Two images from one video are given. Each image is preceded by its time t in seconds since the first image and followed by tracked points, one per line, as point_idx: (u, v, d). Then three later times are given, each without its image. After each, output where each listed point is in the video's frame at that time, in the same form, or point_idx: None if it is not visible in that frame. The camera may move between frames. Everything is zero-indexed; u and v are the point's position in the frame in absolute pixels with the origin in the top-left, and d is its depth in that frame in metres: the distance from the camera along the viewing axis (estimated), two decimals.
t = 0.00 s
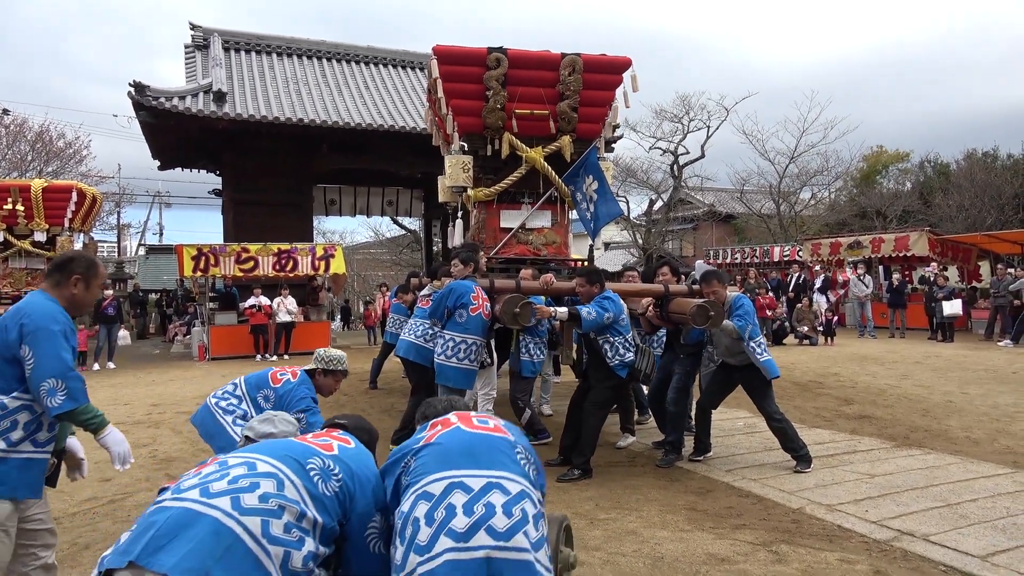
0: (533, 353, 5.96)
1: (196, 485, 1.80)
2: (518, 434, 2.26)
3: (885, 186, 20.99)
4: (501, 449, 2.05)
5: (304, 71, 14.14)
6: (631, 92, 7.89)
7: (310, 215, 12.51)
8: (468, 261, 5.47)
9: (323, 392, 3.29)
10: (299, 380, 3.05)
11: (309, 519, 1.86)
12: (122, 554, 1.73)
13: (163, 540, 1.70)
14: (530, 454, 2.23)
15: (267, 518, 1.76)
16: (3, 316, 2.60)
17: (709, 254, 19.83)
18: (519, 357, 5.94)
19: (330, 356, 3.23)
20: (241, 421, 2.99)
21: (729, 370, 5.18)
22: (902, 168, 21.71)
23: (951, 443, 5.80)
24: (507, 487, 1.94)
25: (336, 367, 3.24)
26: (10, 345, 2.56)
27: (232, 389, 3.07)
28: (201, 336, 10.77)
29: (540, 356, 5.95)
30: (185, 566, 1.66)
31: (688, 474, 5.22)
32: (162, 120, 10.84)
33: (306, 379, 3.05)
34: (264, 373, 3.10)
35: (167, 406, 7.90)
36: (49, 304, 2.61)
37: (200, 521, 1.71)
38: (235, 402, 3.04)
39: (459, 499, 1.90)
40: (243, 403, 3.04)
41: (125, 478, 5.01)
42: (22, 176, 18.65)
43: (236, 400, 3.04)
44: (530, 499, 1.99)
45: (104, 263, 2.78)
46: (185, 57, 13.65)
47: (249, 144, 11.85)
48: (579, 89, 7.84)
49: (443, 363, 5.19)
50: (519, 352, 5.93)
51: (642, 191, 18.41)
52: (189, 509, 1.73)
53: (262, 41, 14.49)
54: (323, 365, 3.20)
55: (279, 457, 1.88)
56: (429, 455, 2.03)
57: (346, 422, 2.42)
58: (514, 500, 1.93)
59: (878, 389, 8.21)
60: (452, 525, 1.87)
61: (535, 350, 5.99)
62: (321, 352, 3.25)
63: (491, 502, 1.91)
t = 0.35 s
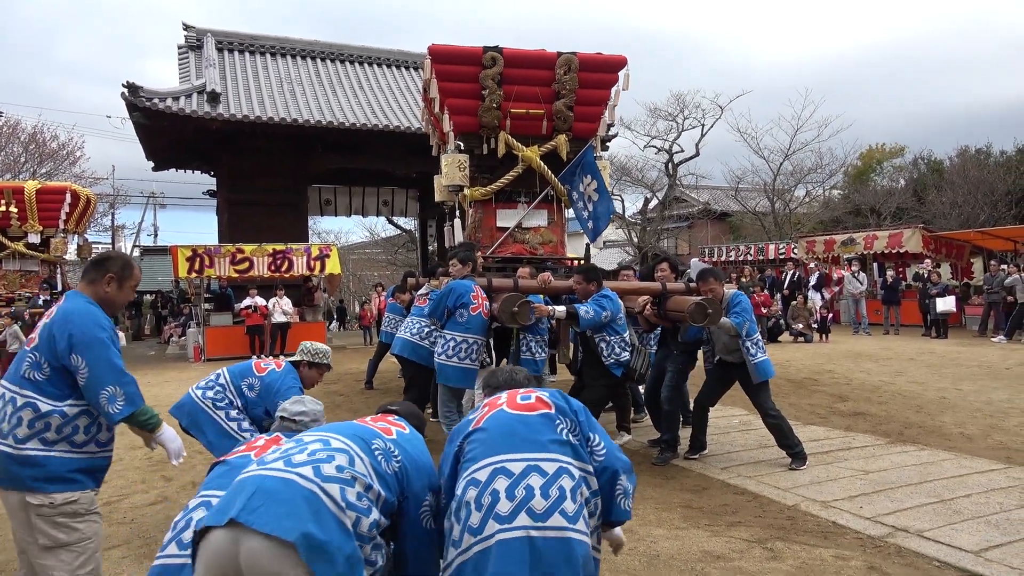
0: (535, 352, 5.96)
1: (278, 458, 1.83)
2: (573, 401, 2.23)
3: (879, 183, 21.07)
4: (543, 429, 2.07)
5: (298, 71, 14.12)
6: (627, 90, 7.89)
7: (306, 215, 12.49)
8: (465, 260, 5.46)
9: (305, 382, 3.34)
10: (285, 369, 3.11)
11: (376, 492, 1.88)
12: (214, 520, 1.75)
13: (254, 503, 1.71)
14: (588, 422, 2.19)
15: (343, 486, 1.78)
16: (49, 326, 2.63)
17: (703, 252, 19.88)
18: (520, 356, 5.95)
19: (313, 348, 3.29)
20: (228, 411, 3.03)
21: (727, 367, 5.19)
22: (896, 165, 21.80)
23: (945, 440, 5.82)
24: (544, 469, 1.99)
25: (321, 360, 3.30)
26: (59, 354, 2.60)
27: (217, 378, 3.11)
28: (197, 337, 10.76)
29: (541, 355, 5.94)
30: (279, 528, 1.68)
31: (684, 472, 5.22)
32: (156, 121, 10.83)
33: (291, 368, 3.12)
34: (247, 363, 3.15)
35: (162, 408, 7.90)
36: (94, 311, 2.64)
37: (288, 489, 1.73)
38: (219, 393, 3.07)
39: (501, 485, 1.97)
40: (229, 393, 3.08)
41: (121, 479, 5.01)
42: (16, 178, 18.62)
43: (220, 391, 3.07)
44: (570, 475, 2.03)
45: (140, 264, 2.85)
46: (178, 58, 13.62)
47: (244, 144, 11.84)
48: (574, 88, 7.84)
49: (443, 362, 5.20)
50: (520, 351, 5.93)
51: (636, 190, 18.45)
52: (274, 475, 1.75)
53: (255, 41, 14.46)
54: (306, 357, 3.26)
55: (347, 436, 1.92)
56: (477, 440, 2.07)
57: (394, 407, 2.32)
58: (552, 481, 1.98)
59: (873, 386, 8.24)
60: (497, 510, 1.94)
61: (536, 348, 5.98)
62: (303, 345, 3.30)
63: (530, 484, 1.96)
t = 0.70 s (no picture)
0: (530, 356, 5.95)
1: (348, 450, 2.02)
2: (577, 383, 2.47)
3: (873, 190, 21.16)
4: (551, 415, 2.31)
5: (294, 75, 14.12)
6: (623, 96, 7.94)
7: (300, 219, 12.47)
8: (462, 264, 5.47)
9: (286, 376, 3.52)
10: (268, 370, 3.31)
11: (434, 475, 2.14)
12: (303, 512, 1.92)
13: (341, 491, 1.90)
14: (581, 395, 2.42)
15: (414, 472, 2.02)
16: (106, 346, 2.63)
17: (698, 258, 19.90)
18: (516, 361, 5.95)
19: (295, 348, 3.40)
20: (214, 411, 3.22)
21: (722, 373, 5.18)
22: (889, 172, 21.93)
23: (938, 446, 5.84)
24: (549, 452, 2.22)
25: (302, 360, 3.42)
26: (115, 376, 2.60)
27: (201, 379, 3.26)
28: (190, 341, 10.71)
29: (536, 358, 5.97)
30: (366, 514, 1.88)
31: (677, 478, 5.23)
32: (150, 124, 10.82)
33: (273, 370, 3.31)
34: (230, 363, 3.32)
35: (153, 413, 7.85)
36: (155, 341, 2.67)
37: (373, 479, 1.93)
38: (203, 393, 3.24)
39: (512, 470, 2.22)
40: (213, 393, 3.26)
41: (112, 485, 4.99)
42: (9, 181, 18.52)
43: (204, 391, 3.24)
44: (575, 456, 2.25)
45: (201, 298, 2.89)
46: (173, 61, 13.61)
47: (239, 148, 11.83)
48: (571, 93, 7.87)
49: (438, 368, 5.22)
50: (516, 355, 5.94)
51: (631, 195, 18.48)
52: (352, 467, 1.95)
53: (251, 45, 14.46)
54: (288, 358, 3.37)
55: (406, 426, 2.16)
56: (493, 429, 2.31)
57: (414, 391, 2.60)
58: (557, 462, 2.22)
59: (866, 392, 8.25)
60: (510, 493, 2.20)
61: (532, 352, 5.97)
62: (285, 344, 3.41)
63: (537, 466, 2.20)
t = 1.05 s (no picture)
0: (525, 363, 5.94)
1: (381, 450, 2.16)
2: (601, 389, 2.56)
3: (865, 197, 21.28)
4: (577, 417, 2.38)
5: (288, 83, 14.13)
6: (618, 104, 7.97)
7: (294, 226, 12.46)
8: (457, 271, 5.43)
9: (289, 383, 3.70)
10: (271, 371, 3.49)
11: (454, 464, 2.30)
12: (350, 513, 2.04)
13: (385, 488, 2.05)
14: (607, 402, 2.51)
15: (444, 464, 2.18)
16: (161, 367, 2.75)
17: (692, 265, 19.93)
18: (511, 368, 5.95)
19: (299, 355, 3.59)
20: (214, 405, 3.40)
21: (718, 379, 5.19)
22: (881, 178, 22.06)
23: (931, 451, 5.86)
24: (580, 450, 2.31)
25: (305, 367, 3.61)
26: (161, 393, 2.71)
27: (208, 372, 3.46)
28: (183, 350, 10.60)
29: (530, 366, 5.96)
30: (415, 508, 2.02)
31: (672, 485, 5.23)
32: (144, 132, 10.81)
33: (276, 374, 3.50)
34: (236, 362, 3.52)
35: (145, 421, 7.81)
36: (202, 375, 2.80)
37: (410, 474, 2.07)
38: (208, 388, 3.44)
39: (545, 461, 2.27)
40: (216, 387, 3.44)
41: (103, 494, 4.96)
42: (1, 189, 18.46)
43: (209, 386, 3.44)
44: (599, 456, 2.35)
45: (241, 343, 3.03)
46: (166, 69, 13.60)
47: (233, 156, 11.82)
48: (566, 100, 7.89)
49: (433, 376, 5.24)
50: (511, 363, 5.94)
51: (625, 203, 18.53)
52: (391, 466, 2.09)
53: (245, 53, 14.47)
54: (291, 363, 3.56)
55: (425, 424, 2.34)
56: (519, 421, 2.37)
57: (414, 385, 2.83)
58: (585, 460, 2.30)
59: (859, 398, 8.27)
60: (541, 483, 2.26)
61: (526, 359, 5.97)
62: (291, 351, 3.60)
63: (568, 462, 2.28)
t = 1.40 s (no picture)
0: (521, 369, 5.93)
1: (424, 462, 2.17)
2: (594, 381, 2.56)
3: (857, 203, 21.39)
4: (572, 415, 2.37)
5: (281, 88, 14.13)
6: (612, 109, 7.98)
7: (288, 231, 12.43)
8: (452, 276, 5.44)
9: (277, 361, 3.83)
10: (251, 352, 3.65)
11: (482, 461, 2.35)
12: (408, 526, 2.06)
13: (441, 499, 2.09)
14: (602, 396, 2.53)
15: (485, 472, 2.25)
16: (174, 383, 2.77)
17: (685, 270, 19.97)
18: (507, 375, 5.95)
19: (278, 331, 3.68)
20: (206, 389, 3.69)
21: (714, 384, 5.19)
22: (873, 185, 22.19)
23: (923, 457, 5.87)
24: (574, 446, 2.32)
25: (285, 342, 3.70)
26: (172, 410, 2.72)
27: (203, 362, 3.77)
28: (175, 356, 10.52)
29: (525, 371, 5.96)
30: (471, 519, 2.10)
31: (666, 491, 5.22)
32: (136, 136, 10.78)
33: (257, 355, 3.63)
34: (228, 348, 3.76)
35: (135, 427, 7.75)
36: (210, 397, 2.83)
37: (459, 486, 2.13)
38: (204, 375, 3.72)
39: (542, 458, 2.29)
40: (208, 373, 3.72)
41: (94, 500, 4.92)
42: None
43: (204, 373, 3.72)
44: (593, 452, 2.37)
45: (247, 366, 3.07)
46: (159, 74, 13.58)
47: (226, 160, 11.80)
48: (559, 106, 7.91)
49: (427, 381, 5.21)
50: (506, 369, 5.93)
51: (619, 208, 18.58)
52: (440, 478, 2.12)
53: (238, 58, 14.47)
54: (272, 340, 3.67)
55: (455, 432, 2.36)
56: (516, 415, 2.36)
57: (412, 385, 2.93)
58: (580, 457, 2.32)
59: (852, 404, 8.29)
60: (538, 479, 2.27)
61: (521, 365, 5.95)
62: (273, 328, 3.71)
63: (564, 460, 2.29)
